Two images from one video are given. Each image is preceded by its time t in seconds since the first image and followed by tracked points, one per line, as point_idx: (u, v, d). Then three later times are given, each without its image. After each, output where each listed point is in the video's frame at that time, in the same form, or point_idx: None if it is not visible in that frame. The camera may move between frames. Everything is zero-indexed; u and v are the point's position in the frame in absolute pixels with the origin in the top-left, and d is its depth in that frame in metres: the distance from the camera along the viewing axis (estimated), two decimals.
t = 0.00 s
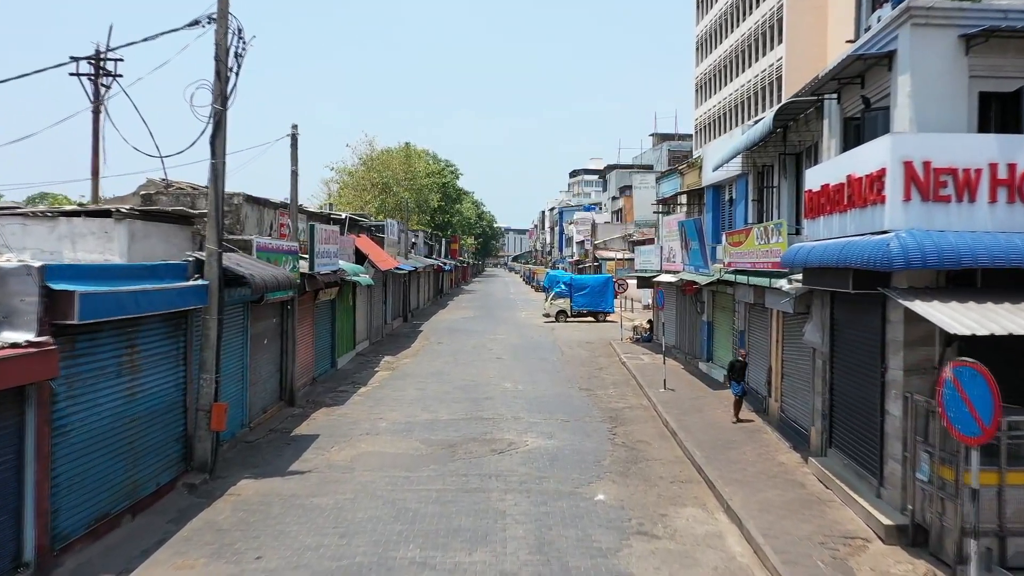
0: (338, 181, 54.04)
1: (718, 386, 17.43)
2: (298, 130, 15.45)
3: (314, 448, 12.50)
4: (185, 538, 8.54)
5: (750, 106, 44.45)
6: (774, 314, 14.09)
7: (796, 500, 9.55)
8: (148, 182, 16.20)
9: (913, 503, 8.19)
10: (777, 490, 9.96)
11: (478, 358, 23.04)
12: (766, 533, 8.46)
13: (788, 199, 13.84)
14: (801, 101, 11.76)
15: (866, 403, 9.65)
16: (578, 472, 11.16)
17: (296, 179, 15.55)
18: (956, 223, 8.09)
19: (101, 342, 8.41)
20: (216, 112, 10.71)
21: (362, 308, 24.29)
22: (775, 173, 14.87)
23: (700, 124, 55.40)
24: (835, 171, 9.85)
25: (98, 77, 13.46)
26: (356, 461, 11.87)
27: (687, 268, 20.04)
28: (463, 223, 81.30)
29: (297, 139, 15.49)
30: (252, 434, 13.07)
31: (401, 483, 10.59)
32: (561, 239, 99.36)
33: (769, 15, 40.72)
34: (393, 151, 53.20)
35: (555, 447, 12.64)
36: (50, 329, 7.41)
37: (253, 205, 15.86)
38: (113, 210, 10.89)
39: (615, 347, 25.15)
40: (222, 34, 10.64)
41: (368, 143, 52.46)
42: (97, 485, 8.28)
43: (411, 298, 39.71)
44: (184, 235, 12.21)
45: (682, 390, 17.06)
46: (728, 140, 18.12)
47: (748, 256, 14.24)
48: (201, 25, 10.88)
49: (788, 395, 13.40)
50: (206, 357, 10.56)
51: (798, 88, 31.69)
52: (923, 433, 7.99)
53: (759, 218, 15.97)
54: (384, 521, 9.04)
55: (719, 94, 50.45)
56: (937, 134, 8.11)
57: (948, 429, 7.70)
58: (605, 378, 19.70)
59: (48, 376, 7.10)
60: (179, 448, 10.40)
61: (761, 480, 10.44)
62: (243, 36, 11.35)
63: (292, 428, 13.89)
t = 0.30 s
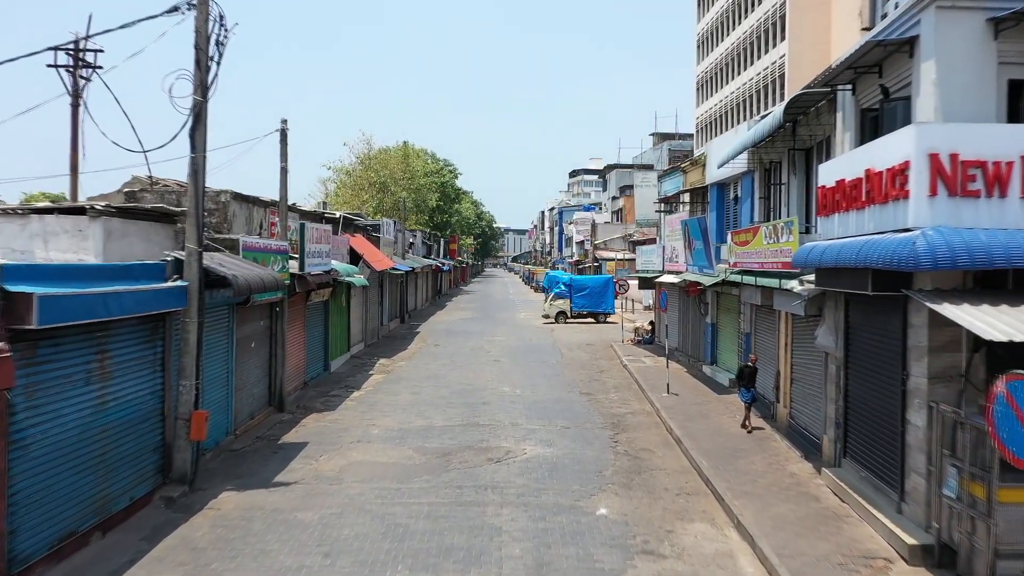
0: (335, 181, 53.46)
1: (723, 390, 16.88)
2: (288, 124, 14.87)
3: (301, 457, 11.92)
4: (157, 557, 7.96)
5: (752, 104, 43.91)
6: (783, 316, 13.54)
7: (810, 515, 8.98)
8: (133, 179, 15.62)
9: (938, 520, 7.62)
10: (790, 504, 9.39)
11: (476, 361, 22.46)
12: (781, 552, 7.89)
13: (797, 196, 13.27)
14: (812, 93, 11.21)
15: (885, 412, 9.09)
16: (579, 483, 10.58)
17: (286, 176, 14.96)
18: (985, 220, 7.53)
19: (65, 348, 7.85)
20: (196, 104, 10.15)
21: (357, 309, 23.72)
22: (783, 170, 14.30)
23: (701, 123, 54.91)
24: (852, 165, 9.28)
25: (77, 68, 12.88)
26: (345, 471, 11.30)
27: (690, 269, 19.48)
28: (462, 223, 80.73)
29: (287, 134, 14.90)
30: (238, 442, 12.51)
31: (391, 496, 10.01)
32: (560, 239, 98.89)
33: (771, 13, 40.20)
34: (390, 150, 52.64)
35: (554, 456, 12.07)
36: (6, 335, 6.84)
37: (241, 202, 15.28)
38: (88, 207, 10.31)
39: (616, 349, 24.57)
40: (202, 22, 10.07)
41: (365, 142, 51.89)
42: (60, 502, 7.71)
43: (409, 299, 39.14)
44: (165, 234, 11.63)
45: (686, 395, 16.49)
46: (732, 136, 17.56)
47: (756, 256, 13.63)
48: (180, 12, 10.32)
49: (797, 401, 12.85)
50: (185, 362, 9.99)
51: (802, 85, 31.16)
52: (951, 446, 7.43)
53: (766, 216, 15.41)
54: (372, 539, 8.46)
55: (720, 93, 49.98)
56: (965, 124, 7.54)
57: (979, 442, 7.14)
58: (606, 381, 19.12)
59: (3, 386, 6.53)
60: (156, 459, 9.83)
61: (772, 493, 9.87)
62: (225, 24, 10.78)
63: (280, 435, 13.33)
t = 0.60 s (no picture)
0: (332, 180, 52.86)
1: (728, 395, 16.33)
2: (276, 119, 14.29)
3: (287, 468, 11.33)
4: None
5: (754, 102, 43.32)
6: (792, 319, 12.99)
7: (827, 533, 8.41)
8: (116, 176, 15.05)
9: (968, 541, 7.05)
10: (804, 521, 8.81)
11: (473, 364, 21.87)
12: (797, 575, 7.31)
13: (807, 193, 12.72)
14: (825, 85, 10.65)
15: (906, 422, 8.52)
16: (580, 496, 10.02)
17: (274, 173, 14.38)
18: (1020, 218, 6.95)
19: (24, 355, 7.27)
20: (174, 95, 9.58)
21: (350, 311, 23.12)
22: (792, 166, 13.74)
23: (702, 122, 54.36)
24: (870, 160, 8.72)
25: (53, 60, 12.28)
26: (333, 483, 10.71)
27: (693, 270, 18.89)
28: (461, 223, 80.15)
29: (276, 129, 14.32)
30: (221, 451, 11.93)
31: (380, 511, 9.43)
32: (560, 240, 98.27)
33: (773, 10, 39.67)
34: (388, 150, 52.07)
35: (553, 467, 11.49)
36: None
37: (227, 201, 14.72)
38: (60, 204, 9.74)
39: (616, 352, 24.00)
40: (179, 7, 9.50)
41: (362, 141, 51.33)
42: (21, 522, 7.12)
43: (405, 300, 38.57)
44: (145, 233, 11.05)
45: (690, 400, 15.91)
46: (737, 132, 17.00)
47: (764, 256, 13.02)
48: None
49: (807, 408, 12.29)
50: (161, 369, 9.41)
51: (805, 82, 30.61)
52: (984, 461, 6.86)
53: (774, 215, 14.85)
54: (357, 560, 7.88)
55: (721, 92, 49.42)
56: (997, 114, 6.97)
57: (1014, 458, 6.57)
58: (607, 386, 18.54)
59: None
60: (130, 472, 9.25)
61: (784, 507, 9.30)
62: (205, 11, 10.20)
63: (267, 443, 12.75)
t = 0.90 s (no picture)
0: (329, 180, 52.26)
1: (734, 400, 15.78)
2: (264, 113, 13.71)
3: (272, 480, 10.74)
4: None
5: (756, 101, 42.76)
6: (803, 322, 12.42)
7: (846, 553, 7.83)
8: (97, 173, 14.46)
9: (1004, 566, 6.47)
10: (821, 539, 8.23)
11: (470, 367, 21.29)
12: None
13: (818, 190, 12.15)
14: (840, 75, 10.09)
15: (931, 434, 7.95)
16: (580, 510, 9.43)
17: (261, 170, 13.79)
18: None
19: None
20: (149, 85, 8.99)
21: (345, 313, 22.54)
22: (801, 162, 13.16)
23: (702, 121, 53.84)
24: (892, 153, 8.15)
25: (28, 50, 11.68)
26: (320, 496, 10.13)
27: (697, 270, 18.32)
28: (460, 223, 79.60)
29: (263, 124, 13.73)
30: (204, 461, 11.35)
31: (368, 527, 8.85)
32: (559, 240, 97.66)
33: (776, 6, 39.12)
34: (385, 149, 51.48)
35: (552, 478, 10.91)
36: None
37: (213, 199, 14.13)
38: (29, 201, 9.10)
39: (617, 355, 23.42)
40: None
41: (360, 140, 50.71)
42: None
43: (402, 301, 37.97)
44: (123, 233, 10.40)
45: (695, 405, 15.34)
46: (742, 128, 16.43)
47: (774, 256, 12.41)
48: None
49: (819, 416, 11.73)
50: (134, 376, 8.82)
51: (809, 80, 30.05)
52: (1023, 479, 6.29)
53: (782, 214, 14.29)
54: None
55: (723, 90, 48.88)
56: None
57: None
58: (608, 390, 17.96)
59: None
60: (101, 486, 8.66)
61: (799, 524, 8.73)
62: None
63: (253, 453, 12.16)
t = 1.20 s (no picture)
0: (326, 179, 51.67)
1: (740, 406, 15.22)
2: (250, 107, 13.13)
3: (255, 493, 10.15)
4: None
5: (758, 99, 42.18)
6: (815, 325, 11.86)
7: None
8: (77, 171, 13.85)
9: None
10: (841, 561, 7.65)
11: (467, 370, 20.70)
12: None
13: (831, 187, 11.58)
14: (857, 64, 9.51)
15: (961, 448, 7.39)
16: (582, 527, 8.85)
17: (247, 167, 13.19)
18: None
19: None
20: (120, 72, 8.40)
21: (338, 314, 21.96)
22: (812, 158, 12.59)
23: (703, 120, 53.30)
24: (918, 145, 7.56)
25: None
26: (305, 511, 9.53)
27: (701, 271, 17.73)
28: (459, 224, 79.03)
29: (249, 119, 13.14)
30: (184, 473, 10.77)
31: (354, 547, 8.25)
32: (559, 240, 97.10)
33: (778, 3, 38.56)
34: (382, 148, 50.90)
35: (552, 491, 10.32)
36: None
37: (197, 197, 13.52)
38: None
39: (618, 357, 22.83)
40: None
41: (357, 140, 50.13)
42: None
43: (399, 302, 37.41)
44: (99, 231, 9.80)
45: (700, 411, 14.76)
46: (749, 123, 15.84)
47: (784, 256, 11.78)
48: None
49: (832, 424, 11.16)
50: (104, 384, 8.24)
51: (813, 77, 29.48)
52: None
53: (792, 212, 13.72)
54: None
55: (724, 89, 48.33)
56: None
57: None
58: (609, 395, 17.38)
59: None
60: (67, 503, 8.07)
61: (816, 543, 8.14)
62: None
63: (237, 463, 11.57)
